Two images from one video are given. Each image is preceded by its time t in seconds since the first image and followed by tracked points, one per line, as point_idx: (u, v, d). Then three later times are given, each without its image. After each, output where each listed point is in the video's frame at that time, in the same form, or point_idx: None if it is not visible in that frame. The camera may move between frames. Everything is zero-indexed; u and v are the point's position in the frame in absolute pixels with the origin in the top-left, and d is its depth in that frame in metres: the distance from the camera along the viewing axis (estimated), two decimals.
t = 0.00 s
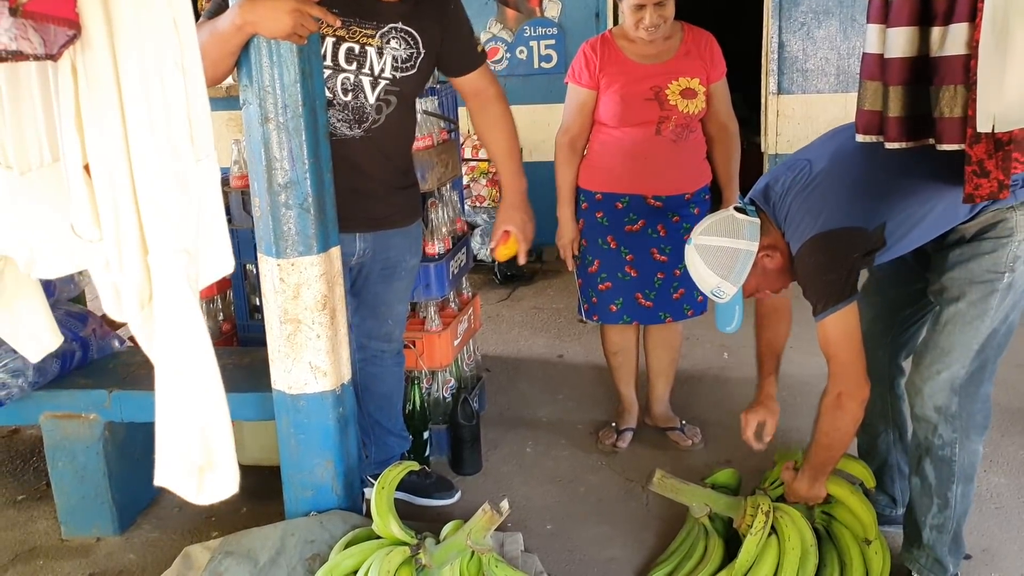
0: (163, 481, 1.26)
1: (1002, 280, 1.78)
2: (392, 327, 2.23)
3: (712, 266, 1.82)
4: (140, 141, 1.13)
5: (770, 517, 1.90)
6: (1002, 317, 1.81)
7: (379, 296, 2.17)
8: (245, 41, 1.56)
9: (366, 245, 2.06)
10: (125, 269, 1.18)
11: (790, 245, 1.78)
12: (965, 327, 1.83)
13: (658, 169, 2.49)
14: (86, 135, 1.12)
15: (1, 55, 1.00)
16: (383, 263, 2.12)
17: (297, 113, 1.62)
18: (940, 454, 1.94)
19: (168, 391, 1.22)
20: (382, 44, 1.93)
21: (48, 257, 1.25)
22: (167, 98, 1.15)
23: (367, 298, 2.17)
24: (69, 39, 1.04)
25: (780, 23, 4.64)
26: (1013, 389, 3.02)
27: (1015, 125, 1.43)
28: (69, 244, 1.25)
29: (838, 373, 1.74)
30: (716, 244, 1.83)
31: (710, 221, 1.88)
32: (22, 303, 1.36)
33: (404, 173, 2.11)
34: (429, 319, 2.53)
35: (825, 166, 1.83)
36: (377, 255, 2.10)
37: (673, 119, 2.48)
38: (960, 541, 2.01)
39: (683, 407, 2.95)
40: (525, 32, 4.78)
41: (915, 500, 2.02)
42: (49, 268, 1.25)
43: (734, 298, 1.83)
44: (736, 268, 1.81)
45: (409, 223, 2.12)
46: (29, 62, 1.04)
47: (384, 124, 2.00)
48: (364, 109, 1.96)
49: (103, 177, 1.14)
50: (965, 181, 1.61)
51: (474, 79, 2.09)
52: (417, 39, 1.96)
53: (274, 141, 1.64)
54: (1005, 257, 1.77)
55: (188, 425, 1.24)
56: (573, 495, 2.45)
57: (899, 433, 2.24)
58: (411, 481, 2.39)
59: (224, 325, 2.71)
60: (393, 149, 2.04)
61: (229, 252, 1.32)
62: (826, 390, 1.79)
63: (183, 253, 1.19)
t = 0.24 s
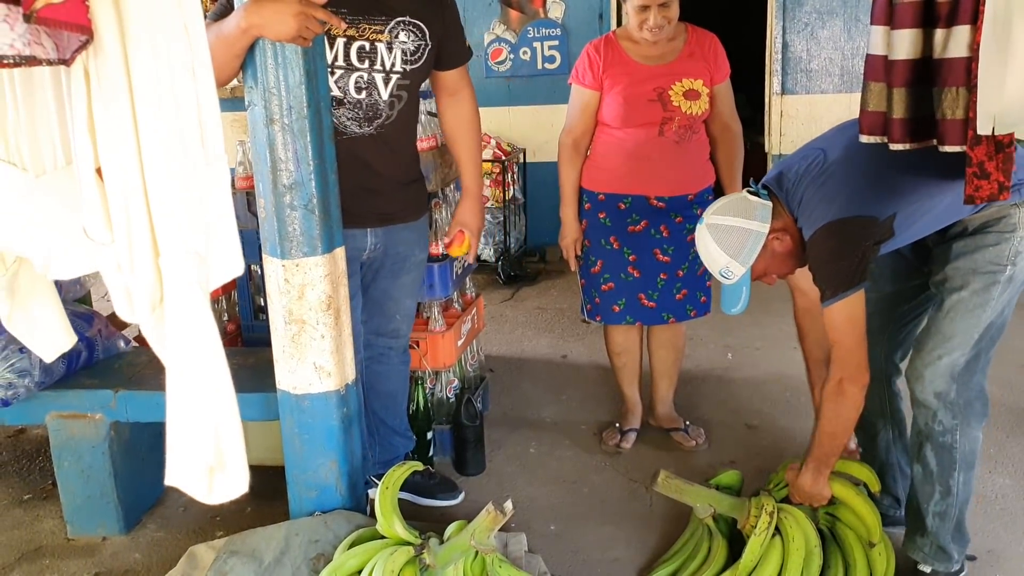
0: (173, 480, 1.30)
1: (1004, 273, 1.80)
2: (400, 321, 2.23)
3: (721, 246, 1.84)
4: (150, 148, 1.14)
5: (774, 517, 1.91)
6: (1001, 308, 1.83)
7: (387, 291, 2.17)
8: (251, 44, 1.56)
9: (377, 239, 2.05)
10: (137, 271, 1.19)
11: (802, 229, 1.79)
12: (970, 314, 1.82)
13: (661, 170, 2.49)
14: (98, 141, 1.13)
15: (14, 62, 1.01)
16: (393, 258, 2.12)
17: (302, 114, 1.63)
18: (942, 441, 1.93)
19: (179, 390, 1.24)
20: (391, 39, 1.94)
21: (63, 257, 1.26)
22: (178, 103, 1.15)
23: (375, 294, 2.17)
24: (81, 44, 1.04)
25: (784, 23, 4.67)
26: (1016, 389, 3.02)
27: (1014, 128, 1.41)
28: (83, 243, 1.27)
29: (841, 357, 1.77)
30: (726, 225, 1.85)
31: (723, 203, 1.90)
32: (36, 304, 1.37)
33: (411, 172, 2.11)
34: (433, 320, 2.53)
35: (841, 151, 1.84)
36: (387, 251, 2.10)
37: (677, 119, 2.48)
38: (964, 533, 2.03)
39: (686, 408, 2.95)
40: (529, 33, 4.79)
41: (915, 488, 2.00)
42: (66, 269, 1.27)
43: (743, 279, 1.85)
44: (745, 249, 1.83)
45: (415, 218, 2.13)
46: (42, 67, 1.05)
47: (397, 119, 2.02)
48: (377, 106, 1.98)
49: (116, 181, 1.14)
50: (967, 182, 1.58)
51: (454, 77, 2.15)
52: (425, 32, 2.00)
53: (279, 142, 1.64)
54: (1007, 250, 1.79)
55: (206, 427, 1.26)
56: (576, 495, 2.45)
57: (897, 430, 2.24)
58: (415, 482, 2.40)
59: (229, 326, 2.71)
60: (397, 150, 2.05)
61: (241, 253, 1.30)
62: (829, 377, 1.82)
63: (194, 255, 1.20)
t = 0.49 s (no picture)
0: (157, 482, 1.30)
1: (1014, 283, 1.80)
2: (402, 318, 2.23)
3: (736, 241, 1.93)
4: (139, 152, 1.14)
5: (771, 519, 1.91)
6: (1010, 317, 1.83)
7: (390, 288, 2.17)
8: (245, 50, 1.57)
9: (383, 235, 2.05)
10: (123, 273, 1.18)
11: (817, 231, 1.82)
12: (973, 323, 1.84)
13: (658, 172, 2.49)
14: (86, 144, 1.13)
15: (4, 64, 1.02)
16: (397, 254, 2.12)
17: (300, 116, 1.63)
18: (945, 444, 1.94)
19: (163, 391, 1.25)
20: (396, 30, 1.95)
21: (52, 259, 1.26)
22: (165, 105, 1.16)
23: (378, 292, 2.17)
24: (71, 48, 1.05)
25: (781, 26, 4.70)
26: (1013, 392, 3.02)
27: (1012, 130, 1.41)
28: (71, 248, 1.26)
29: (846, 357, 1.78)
30: (743, 222, 1.94)
31: (742, 199, 1.98)
32: (28, 302, 1.37)
33: (412, 171, 2.11)
34: (431, 321, 2.53)
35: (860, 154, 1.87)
36: (392, 246, 2.10)
37: (674, 122, 2.48)
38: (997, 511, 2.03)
39: (684, 410, 2.96)
40: (527, 35, 4.80)
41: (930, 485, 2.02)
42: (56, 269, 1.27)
43: (754, 276, 1.94)
44: (759, 246, 1.92)
45: (417, 214, 2.13)
46: (31, 67, 1.06)
47: (406, 109, 2.03)
48: (387, 98, 1.98)
49: (104, 186, 1.15)
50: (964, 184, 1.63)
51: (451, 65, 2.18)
52: (426, 21, 2.01)
53: (277, 144, 1.64)
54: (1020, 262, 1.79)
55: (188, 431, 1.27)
56: (574, 497, 2.46)
57: (895, 430, 2.23)
58: (411, 485, 2.41)
59: (226, 327, 2.73)
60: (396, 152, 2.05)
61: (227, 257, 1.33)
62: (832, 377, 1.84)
63: (179, 258, 1.20)
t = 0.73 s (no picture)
0: (137, 489, 1.30)
1: None
2: (406, 317, 2.23)
3: (770, 254, 1.87)
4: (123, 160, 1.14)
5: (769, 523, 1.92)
6: None
7: (393, 288, 2.17)
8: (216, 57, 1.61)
9: (390, 235, 2.06)
10: (107, 282, 1.19)
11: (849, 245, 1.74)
12: (1002, 343, 1.84)
13: (656, 176, 2.49)
14: (71, 151, 1.14)
15: None
16: (401, 255, 2.12)
17: (298, 120, 1.63)
18: (962, 459, 1.97)
19: (146, 394, 1.25)
20: (404, 26, 1.97)
21: (39, 268, 1.25)
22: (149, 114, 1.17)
23: (382, 292, 2.17)
24: (58, 59, 1.06)
25: (779, 29, 4.71)
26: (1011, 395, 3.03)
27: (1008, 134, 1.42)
28: (54, 258, 1.25)
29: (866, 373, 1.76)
30: (778, 233, 1.86)
31: (778, 210, 1.90)
32: (16, 309, 1.36)
33: (418, 171, 2.12)
34: (429, 325, 2.54)
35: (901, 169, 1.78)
36: (397, 246, 2.10)
37: (671, 126, 2.49)
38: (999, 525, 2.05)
39: (682, 413, 2.96)
40: (526, 39, 4.81)
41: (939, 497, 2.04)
42: (44, 275, 1.26)
43: (783, 291, 1.88)
44: (793, 261, 1.85)
45: (422, 213, 2.13)
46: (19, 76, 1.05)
47: (412, 104, 2.04)
48: (396, 91, 1.99)
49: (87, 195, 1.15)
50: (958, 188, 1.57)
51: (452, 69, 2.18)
52: (431, 19, 2.03)
53: (274, 148, 1.65)
54: None
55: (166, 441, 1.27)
56: (572, 501, 2.46)
57: (893, 431, 2.24)
58: (409, 488, 2.40)
59: (224, 331, 2.74)
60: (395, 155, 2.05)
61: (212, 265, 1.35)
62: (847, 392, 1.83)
63: (162, 267, 1.21)
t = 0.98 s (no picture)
0: (134, 493, 1.29)
1: None
2: (409, 321, 2.22)
3: (804, 268, 1.86)
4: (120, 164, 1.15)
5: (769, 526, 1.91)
6: None
7: (397, 290, 2.17)
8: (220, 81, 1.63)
9: (394, 235, 2.05)
10: (104, 284, 1.20)
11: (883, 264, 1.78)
12: (1015, 349, 1.85)
13: (654, 180, 2.49)
14: (68, 156, 1.15)
15: None
16: (405, 256, 2.12)
17: (296, 124, 1.63)
18: (964, 463, 1.97)
19: (142, 398, 1.24)
20: (411, 26, 1.98)
21: (36, 273, 1.25)
22: (146, 119, 1.17)
23: (385, 293, 2.16)
24: (52, 64, 1.07)
25: (779, 32, 4.71)
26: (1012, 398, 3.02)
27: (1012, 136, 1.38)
28: (50, 261, 1.24)
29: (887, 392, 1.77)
30: (812, 248, 1.86)
31: (811, 222, 1.89)
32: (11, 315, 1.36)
33: (420, 172, 2.11)
34: (428, 328, 2.53)
35: (936, 187, 1.81)
36: (401, 247, 2.09)
37: (670, 130, 2.49)
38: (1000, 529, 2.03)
39: (683, 416, 2.95)
40: (526, 43, 4.82)
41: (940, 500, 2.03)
42: (37, 280, 1.26)
43: (814, 305, 1.88)
44: (826, 276, 1.85)
45: (428, 215, 2.12)
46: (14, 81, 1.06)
47: (418, 104, 2.04)
48: (401, 89, 1.99)
49: (83, 197, 1.16)
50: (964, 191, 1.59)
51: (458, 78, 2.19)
52: (438, 23, 2.05)
53: (272, 152, 1.64)
54: None
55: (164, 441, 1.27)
56: (572, 504, 2.45)
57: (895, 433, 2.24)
58: (409, 491, 2.40)
59: (224, 335, 2.74)
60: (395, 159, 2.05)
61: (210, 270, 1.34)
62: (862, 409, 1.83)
63: (156, 271, 1.21)
